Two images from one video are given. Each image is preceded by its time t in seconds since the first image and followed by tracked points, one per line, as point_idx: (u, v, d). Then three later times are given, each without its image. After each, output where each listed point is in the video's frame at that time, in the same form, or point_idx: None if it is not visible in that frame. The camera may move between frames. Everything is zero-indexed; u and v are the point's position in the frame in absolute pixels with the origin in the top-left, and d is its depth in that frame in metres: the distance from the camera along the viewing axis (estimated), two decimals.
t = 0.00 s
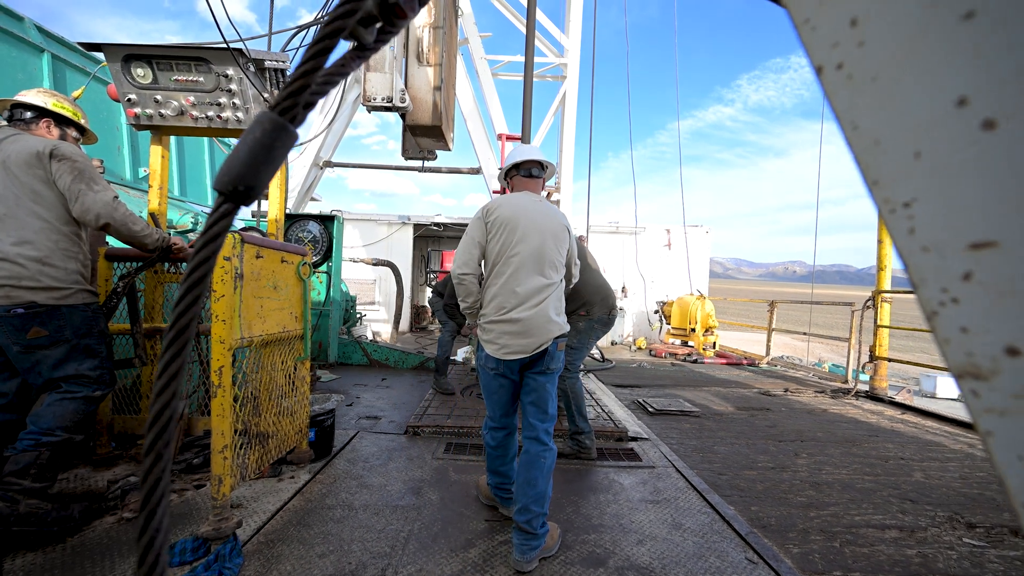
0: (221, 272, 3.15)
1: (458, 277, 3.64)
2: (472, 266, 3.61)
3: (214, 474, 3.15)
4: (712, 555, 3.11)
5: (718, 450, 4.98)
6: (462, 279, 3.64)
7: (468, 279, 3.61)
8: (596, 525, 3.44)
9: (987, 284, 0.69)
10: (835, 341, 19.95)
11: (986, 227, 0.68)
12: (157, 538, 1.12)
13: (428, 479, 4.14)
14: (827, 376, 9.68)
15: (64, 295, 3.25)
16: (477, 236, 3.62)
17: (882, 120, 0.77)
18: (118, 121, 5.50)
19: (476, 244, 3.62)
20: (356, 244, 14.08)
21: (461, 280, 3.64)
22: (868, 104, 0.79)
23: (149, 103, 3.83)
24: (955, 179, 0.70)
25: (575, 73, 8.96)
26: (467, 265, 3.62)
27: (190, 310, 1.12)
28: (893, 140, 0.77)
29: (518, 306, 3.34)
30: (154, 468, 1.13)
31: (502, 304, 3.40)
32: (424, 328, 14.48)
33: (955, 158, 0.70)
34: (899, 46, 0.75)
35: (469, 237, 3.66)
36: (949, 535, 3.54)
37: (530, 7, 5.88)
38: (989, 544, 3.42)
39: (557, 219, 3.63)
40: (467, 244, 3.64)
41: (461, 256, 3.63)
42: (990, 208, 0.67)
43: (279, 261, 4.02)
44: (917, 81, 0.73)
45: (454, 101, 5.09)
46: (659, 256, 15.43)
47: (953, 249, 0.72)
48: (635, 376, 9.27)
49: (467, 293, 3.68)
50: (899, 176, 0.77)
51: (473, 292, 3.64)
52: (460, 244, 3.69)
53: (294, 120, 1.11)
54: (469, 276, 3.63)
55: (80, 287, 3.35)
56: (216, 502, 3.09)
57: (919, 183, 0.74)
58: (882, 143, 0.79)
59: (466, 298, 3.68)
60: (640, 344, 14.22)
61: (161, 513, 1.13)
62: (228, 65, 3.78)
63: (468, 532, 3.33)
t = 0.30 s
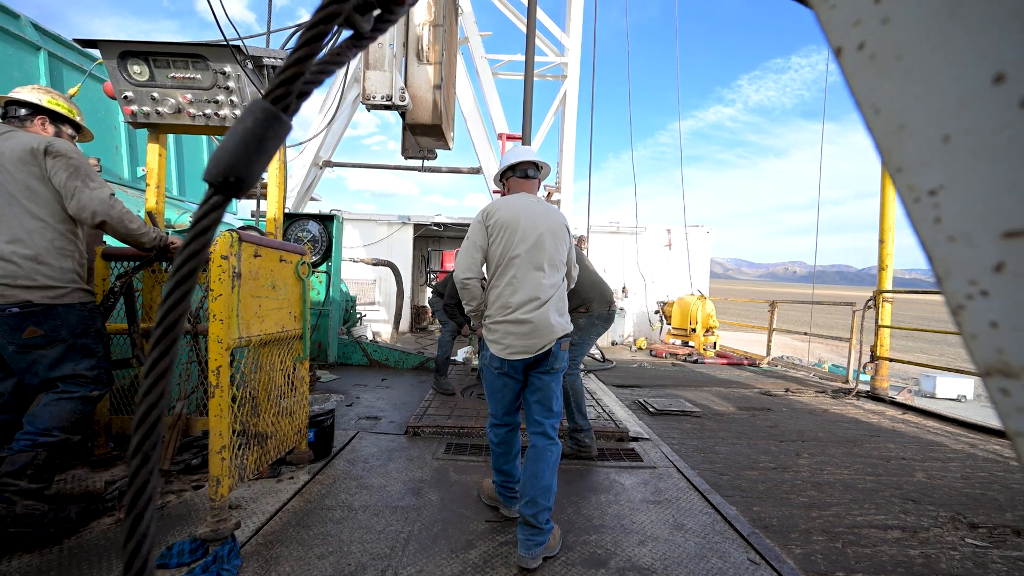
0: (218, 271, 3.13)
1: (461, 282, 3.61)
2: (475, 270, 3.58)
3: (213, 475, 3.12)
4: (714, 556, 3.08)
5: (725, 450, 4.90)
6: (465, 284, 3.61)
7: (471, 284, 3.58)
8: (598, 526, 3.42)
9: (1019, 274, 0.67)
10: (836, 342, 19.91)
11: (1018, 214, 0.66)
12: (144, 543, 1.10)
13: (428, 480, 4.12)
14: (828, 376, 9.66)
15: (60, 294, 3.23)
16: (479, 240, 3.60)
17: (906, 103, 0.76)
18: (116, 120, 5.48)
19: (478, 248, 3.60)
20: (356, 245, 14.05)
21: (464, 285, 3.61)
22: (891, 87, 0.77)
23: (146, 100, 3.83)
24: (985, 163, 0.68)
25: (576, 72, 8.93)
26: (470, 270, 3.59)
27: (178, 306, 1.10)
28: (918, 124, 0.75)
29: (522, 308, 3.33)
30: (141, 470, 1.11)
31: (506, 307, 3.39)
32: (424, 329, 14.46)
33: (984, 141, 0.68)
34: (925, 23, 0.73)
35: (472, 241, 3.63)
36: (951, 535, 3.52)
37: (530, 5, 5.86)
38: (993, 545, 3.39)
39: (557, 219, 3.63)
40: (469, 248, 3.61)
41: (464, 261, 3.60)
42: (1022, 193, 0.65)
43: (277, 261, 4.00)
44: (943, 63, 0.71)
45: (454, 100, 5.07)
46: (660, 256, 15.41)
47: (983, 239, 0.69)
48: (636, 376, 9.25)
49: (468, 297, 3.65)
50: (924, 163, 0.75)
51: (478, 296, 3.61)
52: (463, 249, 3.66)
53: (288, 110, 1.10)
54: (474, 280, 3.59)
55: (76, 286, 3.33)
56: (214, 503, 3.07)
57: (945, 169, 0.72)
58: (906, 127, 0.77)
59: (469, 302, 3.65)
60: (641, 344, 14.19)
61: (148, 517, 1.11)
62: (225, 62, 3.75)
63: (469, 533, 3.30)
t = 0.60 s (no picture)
0: (216, 270, 3.12)
1: (462, 285, 3.58)
2: (476, 272, 3.56)
3: (211, 475, 3.11)
4: (716, 556, 3.06)
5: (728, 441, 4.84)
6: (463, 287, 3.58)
7: (471, 286, 3.56)
8: (599, 526, 3.40)
9: None
10: (837, 342, 19.87)
11: None
12: (130, 548, 1.08)
13: (428, 480, 4.10)
14: (829, 375, 9.63)
15: (55, 293, 3.20)
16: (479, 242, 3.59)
17: (937, 85, 0.79)
18: (113, 118, 5.46)
19: (478, 250, 3.58)
20: (356, 244, 14.03)
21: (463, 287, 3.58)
22: (924, 63, 0.79)
23: (142, 97, 3.79)
24: (1018, 147, 0.71)
25: (577, 70, 8.91)
26: (470, 273, 3.56)
27: (165, 301, 1.08)
28: (952, 106, 0.78)
29: (521, 308, 3.34)
30: (126, 472, 1.09)
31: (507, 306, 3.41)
32: (424, 329, 14.44)
33: (1018, 124, 0.71)
34: (960, 2, 0.76)
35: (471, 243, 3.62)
36: (954, 535, 3.50)
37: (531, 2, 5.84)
38: (996, 544, 3.37)
39: (557, 217, 3.61)
40: (469, 251, 3.59)
41: (463, 264, 3.58)
42: None
43: (275, 259, 3.97)
44: (978, 44, 0.74)
45: (454, 99, 5.05)
46: (660, 256, 15.37)
47: (1022, 227, 0.72)
48: (637, 376, 9.22)
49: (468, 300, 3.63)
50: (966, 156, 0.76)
51: (479, 297, 3.59)
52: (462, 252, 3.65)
53: (279, 96, 1.08)
54: (475, 282, 3.56)
55: (71, 284, 3.30)
56: (213, 503, 3.05)
57: (981, 155, 0.75)
58: (936, 109, 0.79)
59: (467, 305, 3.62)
60: (641, 344, 14.16)
61: (134, 521, 1.09)
62: (222, 58, 3.75)
63: (469, 533, 3.28)
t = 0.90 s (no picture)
0: (212, 266, 3.09)
1: (461, 284, 3.55)
2: (474, 271, 3.53)
3: (208, 474, 3.08)
4: (719, 556, 3.03)
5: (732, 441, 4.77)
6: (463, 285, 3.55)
7: (470, 285, 3.53)
8: (601, 525, 3.36)
9: None
10: (838, 340, 20.25)
11: None
12: (113, 553, 1.06)
13: (428, 479, 4.07)
14: (830, 373, 9.60)
15: (50, 290, 3.17)
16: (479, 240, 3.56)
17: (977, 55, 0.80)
18: (111, 115, 5.42)
19: (478, 249, 3.56)
20: (356, 242, 13.99)
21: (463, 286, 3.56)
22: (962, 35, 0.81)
23: (139, 92, 3.76)
24: None
25: (578, 67, 8.86)
26: (469, 272, 3.53)
27: (151, 295, 1.05)
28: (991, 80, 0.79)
29: (522, 304, 3.35)
30: (110, 472, 1.07)
31: (508, 302, 3.42)
32: (424, 327, 14.40)
33: None
34: None
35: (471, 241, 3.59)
36: (958, 535, 3.46)
37: None
38: (1000, 544, 3.33)
39: (558, 212, 3.59)
40: (469, 250, 3.56)
41: (462, 264, 3.54)
42: None
43: (274, 256, 3.94)
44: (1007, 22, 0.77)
45: (454, 95, 5.01)
46: (661, 254, 15.33)
47: None
48: (637, 375, 9.18)
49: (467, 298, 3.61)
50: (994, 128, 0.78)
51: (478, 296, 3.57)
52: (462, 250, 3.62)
53: (270, 80, 1.06)
54: (473, 280, 3.53)
55: (67, 281, 3.26)
56: (211, 502, 3.03)
57: None
58: (976, 84, 0.80)
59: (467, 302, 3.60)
60: (642, 342, 14.14)
61: (117, 524, 1.07)
62: (219, 53, 3.73)
63: (469, 532, 3.24)
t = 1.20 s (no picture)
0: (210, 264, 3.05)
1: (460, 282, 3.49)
2: (475, 268, 3.47)
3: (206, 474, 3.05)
4: (722, 556, 2.99)
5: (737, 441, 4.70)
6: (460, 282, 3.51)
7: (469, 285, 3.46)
8: (603, 525, 3.32)
9: None
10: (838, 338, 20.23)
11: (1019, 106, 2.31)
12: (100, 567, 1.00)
13: (428, 478, 4.03)
14: (832, 372, 9.55)
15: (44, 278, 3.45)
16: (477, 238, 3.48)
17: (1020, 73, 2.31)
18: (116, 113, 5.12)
19: (477, 247, 3.48)
20: (355, 240, 13.96)
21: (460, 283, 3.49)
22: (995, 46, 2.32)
23: (137, 87, 3.80)
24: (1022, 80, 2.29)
25: (578, 64, 8.81)
26: (470, 271, 3.47)
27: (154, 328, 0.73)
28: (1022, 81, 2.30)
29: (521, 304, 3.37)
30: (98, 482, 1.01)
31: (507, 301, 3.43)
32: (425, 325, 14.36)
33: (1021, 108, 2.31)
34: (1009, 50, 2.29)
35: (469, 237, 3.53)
36: (964, 534, 3.42)
37: None
38: (1007, 543, 3.29)
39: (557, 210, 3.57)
40: (468, 249, 3.48)
41: (462, 262, 3.47)
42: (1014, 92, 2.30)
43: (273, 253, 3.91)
44: None
45: (454, 92, 4.96)
46: (662, 251, 15.28)
47: None
48: (638, 373, 9.13)
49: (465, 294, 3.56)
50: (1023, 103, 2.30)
51: (479, 293, 3.52)
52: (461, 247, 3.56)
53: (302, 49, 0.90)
54: (475, 278, 3.48)
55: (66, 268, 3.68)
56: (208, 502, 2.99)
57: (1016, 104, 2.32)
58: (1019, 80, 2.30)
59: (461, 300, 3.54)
60: (643, 340, 14.09)
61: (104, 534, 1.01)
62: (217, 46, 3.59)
63: (470, 532, 3.20)
